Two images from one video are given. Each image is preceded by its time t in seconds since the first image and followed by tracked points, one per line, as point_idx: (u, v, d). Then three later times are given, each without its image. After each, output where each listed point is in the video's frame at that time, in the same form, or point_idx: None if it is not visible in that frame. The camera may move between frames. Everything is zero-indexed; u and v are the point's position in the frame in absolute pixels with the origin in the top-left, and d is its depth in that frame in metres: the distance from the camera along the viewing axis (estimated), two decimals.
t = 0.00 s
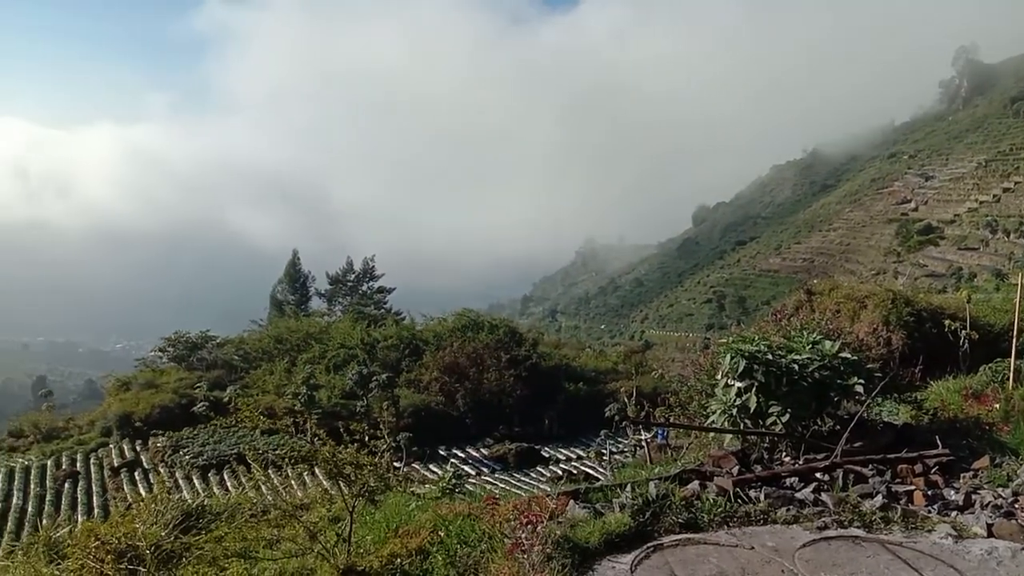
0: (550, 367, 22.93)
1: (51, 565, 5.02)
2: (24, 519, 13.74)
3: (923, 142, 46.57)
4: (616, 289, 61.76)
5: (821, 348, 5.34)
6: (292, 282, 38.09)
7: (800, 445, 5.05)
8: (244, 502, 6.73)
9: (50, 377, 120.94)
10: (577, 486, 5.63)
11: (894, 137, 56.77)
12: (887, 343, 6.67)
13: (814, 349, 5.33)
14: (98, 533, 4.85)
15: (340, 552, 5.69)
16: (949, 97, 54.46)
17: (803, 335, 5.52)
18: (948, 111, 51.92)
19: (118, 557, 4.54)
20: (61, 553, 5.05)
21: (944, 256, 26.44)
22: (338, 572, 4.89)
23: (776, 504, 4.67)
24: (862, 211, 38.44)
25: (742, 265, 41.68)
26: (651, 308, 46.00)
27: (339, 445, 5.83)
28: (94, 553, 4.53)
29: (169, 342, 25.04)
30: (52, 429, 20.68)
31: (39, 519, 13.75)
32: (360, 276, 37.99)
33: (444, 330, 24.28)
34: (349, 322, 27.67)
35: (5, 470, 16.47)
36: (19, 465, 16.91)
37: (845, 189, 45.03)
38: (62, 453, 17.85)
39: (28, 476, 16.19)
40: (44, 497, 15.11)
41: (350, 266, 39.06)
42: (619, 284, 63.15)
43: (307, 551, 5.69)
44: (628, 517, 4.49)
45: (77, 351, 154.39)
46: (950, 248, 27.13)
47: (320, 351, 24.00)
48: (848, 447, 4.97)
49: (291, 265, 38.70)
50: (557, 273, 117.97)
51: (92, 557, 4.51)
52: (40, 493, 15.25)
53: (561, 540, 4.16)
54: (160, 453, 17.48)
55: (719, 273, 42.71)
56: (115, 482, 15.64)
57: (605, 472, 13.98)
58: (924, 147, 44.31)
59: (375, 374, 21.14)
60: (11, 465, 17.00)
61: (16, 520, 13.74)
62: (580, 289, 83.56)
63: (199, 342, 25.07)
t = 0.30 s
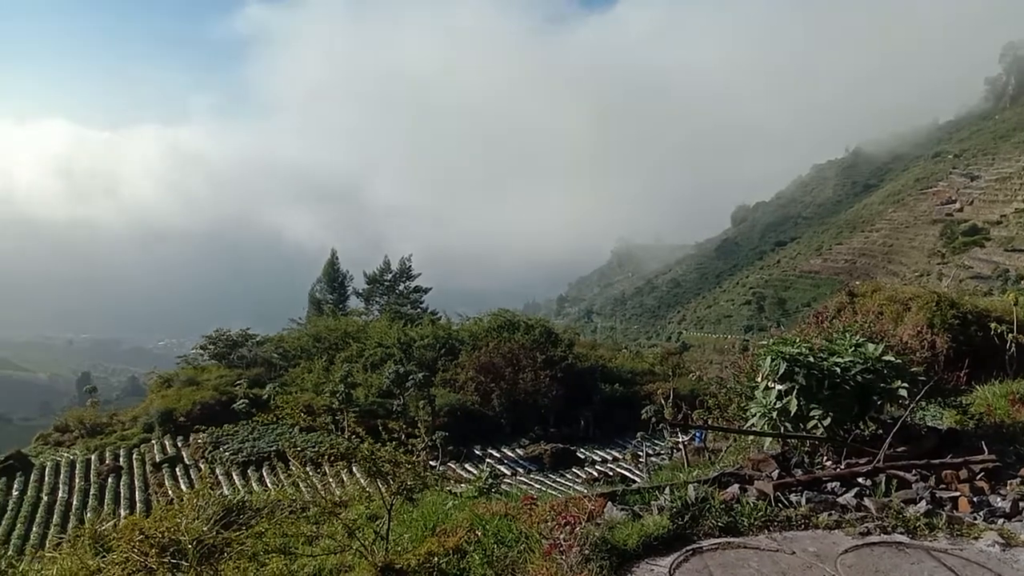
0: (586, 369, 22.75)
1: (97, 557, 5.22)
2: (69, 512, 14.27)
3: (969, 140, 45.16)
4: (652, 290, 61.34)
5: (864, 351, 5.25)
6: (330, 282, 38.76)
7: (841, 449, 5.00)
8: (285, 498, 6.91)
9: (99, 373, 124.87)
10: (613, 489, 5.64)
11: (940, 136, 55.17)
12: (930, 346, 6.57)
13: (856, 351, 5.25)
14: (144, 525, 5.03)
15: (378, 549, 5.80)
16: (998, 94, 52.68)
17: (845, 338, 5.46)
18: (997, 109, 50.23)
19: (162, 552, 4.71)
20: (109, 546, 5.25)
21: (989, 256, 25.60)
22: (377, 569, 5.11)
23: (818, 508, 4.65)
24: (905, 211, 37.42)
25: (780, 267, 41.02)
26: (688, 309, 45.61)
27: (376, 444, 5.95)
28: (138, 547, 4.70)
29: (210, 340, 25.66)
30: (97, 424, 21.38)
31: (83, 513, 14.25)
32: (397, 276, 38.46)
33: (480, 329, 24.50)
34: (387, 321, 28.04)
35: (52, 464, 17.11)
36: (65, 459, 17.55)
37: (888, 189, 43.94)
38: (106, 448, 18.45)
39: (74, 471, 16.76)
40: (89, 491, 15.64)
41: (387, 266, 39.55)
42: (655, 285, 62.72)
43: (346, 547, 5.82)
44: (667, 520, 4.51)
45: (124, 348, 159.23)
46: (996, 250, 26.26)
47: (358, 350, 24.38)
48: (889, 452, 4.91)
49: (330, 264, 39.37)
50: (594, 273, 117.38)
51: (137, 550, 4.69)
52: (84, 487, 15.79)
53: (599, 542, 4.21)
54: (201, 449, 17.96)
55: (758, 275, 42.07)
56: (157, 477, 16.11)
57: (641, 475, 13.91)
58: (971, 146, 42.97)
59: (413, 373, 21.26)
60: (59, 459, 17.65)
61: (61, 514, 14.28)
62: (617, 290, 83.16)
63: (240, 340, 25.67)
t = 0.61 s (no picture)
0: (625, 369, 22.71)
1: (144, 549, 5.41)
2: (116, 505, 14.81)
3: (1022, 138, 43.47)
4: (692, 291, 60.70)
5: (909, 353, 5.20)
6: (371, 281, 39.38)
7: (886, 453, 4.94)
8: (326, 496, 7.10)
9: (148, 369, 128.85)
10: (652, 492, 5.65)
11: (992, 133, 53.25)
12: (978, 349, 6.45)
13: (902, 354, 5.20)
14: (189, 519, 5.21)
15: (419, 546, 5.94)
16: None
17: (890, 340, 5.40)
18: None
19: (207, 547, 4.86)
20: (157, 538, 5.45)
21: None
22: (416, 566, 5.21)
23: (862, 513, 4.62)
24: (952, 212, 36.20)
25: (824, 268, 40.21)
26: (729, 310, 45.05)
27: (416, 442, 6.07)
28: (183, 540, 4.87)
29: (254, 337, 26.26)
30: (144, 420, 22.09)
31: (130, 506, 14.77)
32: (437, 276, 38.85)
33: (519, 329, 24.63)
34: (426, 320, 28.39)
35: (100, 458, 17.75)
36: (113, 453, 18.17)
37: (936, 189, 42.60)
38: (152, 443, 19.06)
39: (121, 465, 17.36)
40: (135, 485, 16.17)
41: (426, 266, 39.98)
42: (696, 286, 62.04)
43: (387, 543, 5.97)
44: (707, 523, 4.53)
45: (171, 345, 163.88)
46: None
47: (397, 349, 24.73)
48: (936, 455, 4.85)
49: (371, 264, 40.01)
50: (634, 273, 116.58)
51: (182, 544, 4.84)
52: (131, 481, 16.32)
53: (639, 543, 4.26)
54: (243, 446, 18.43)
55: (800, 275, 41.31)
56: (200, 473, 16.60)
57: (680, 477, 13.81)
58: None
59: (452, 374, 21.60)
60: (108, 453, 18.31)
61: (108, 507, 14.81)
62: (656, 290, 82.51)
63: (282, 338, 26.23)
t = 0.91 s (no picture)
0: (663, 371, 22.65)
1: (187, 543, 5.68)
2: (159, 500, 15.27)
3: None
4: (732, 293, 59.88)
5: (956, 358, 5.11)
6: (409, 281, 39.82)
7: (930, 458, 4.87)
8: (364, 494, 7.26)
9: (192, 367, 132.21)
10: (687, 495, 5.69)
11: None
12: None
13: (947, 358, 5.11)
14: (231, 516, 5.42)
15: (456, 546, 6.06)
16: None
17: (935, 345, 5.32)
18: None
19: (248, 542, 5.07)
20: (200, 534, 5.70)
21: None
22: (454, 567, 5.20)
23: (906, 520, 4.56)
24: (1001, 213, 34.96)
25: (867, 270, 39.31)
26: (770, 313, 44.34)
27: (453, 442, 6.19)
28: (226, 535, 5.09)
29: (294, 336, 26.79)
30: (187, 416, 22.72)
31: (172, 501, 15.22)
32: (474, 276, 39.10)
33: (556, 330, 24.67)
34: (464, 320, 28.62)
35: (144, 453, 18.30)
36: (156, 449, 18.73)
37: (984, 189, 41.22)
38: (194, 440, 19.59)
39: (165, 460, 17.89)
40: (177, 480, 16.66)
41: (464, 266, 40.26)
42: (735, 288, 61.19)
43: (424, 542, 6.08)
44: (747, 528, 4.52)
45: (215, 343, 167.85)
46: None
47: (435, 349, 24.99)
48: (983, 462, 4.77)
49: (410, 265, 40.46)
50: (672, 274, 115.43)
51: (225, 539, 5.05)
52: (173, 476, 16.81)
53: (678, 547, 4.35)
54: (283, 443, 18.86)
55: (843, 278, 40.46)
56: (241, 470, 17.04)
57: (719, 481, 13.71)
58: None
59: (489, 373, 21.51)
60: (152, 448, 18.86)
61: (151, 502, 15.28)
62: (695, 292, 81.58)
63: (322, 337, 26.72)
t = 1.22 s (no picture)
0: (703, 375, 22.40)
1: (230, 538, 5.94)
2: (203, 497, 15.74)
3: None
4: (774, 296, 58.86)
5: (1007, 364, 5.01)
6: (449, 282, 40.17)
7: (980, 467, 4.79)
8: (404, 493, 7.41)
9: (238, 365, 135.44)
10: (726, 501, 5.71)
11: None
12: None
13: (998, 365, 5.02)
14: (272, 515, 5.62)
15: (496, 546, 6.17)
16: None
17: (985, 350, 5.23)
18: None
19: (289, 539, 5.30)
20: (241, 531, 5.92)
21: None
22: (492, 567, 5.44)
23: (956, 529, 4.49)
24: None
25: (915, 273, 38.22)
26: (814, 316, 43.47)
27: (494, 443, 6.31)
28: (269, 532, 5.30)
29: (336, 337, 27.30)
30: (232, 414, 23.36)
31: (216, 498, 15.69)
32: (513, 277, 39.25)
33: (596, 332, 24.63)
34: (503, 322, 28.77)
35: (190, 450, 18.89)
36: (202, 446, 19.32)
37: None
38: (238, 437, 20.15)
39: (210, 457, 18.45)
40: (221, 476, 17.17)
41: (503, 267, 40.44)
42: (778, 291, 60.14)
43: (465, 543, 6.18)
44: (791, 534, 4.52)
45: (259, 342, 171.64)
46: None
47: (474, 350, 25.21)
48: None
49: (449, 266, 40.82)
50: (714, 277, 113.86)
51: (268, 536, 5.27)
52: (217, 473, 17.33)
53: (721, 552, 4.40)
54: (325, 442, 19.26)
55: (890, 281, 39.45)
56: (284, 467, 17.49)
57: (761, 487, 13.55)
58: None
59: (528, 375, 21.65)
60: (197, 446, 19.43)
61: (196, 498, 15.77)
62: (738, 295, 80.36)
63: (363, 338, 27.18)
